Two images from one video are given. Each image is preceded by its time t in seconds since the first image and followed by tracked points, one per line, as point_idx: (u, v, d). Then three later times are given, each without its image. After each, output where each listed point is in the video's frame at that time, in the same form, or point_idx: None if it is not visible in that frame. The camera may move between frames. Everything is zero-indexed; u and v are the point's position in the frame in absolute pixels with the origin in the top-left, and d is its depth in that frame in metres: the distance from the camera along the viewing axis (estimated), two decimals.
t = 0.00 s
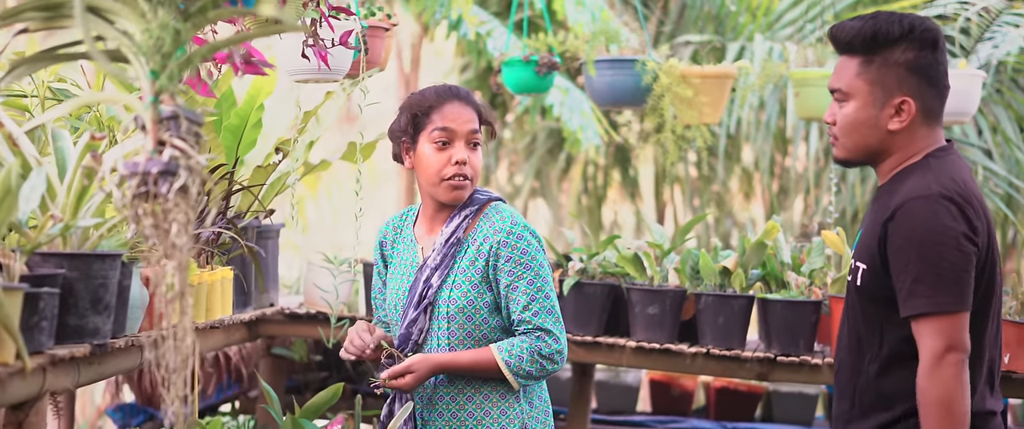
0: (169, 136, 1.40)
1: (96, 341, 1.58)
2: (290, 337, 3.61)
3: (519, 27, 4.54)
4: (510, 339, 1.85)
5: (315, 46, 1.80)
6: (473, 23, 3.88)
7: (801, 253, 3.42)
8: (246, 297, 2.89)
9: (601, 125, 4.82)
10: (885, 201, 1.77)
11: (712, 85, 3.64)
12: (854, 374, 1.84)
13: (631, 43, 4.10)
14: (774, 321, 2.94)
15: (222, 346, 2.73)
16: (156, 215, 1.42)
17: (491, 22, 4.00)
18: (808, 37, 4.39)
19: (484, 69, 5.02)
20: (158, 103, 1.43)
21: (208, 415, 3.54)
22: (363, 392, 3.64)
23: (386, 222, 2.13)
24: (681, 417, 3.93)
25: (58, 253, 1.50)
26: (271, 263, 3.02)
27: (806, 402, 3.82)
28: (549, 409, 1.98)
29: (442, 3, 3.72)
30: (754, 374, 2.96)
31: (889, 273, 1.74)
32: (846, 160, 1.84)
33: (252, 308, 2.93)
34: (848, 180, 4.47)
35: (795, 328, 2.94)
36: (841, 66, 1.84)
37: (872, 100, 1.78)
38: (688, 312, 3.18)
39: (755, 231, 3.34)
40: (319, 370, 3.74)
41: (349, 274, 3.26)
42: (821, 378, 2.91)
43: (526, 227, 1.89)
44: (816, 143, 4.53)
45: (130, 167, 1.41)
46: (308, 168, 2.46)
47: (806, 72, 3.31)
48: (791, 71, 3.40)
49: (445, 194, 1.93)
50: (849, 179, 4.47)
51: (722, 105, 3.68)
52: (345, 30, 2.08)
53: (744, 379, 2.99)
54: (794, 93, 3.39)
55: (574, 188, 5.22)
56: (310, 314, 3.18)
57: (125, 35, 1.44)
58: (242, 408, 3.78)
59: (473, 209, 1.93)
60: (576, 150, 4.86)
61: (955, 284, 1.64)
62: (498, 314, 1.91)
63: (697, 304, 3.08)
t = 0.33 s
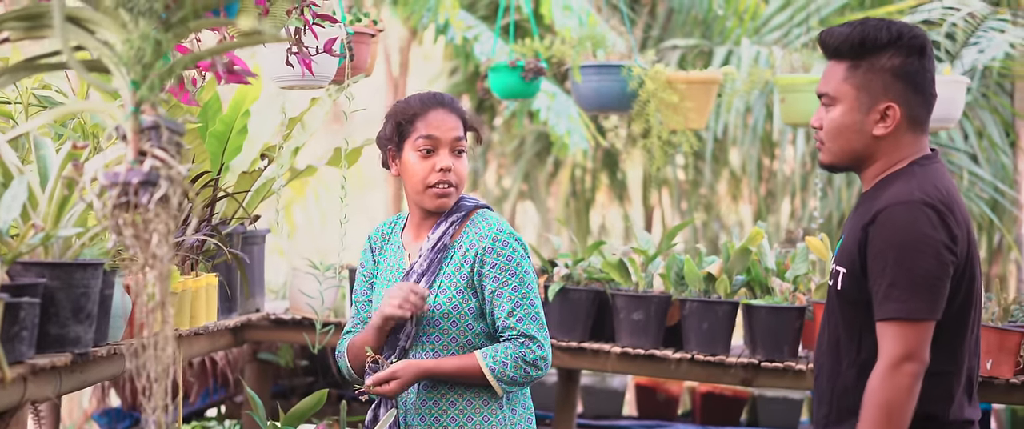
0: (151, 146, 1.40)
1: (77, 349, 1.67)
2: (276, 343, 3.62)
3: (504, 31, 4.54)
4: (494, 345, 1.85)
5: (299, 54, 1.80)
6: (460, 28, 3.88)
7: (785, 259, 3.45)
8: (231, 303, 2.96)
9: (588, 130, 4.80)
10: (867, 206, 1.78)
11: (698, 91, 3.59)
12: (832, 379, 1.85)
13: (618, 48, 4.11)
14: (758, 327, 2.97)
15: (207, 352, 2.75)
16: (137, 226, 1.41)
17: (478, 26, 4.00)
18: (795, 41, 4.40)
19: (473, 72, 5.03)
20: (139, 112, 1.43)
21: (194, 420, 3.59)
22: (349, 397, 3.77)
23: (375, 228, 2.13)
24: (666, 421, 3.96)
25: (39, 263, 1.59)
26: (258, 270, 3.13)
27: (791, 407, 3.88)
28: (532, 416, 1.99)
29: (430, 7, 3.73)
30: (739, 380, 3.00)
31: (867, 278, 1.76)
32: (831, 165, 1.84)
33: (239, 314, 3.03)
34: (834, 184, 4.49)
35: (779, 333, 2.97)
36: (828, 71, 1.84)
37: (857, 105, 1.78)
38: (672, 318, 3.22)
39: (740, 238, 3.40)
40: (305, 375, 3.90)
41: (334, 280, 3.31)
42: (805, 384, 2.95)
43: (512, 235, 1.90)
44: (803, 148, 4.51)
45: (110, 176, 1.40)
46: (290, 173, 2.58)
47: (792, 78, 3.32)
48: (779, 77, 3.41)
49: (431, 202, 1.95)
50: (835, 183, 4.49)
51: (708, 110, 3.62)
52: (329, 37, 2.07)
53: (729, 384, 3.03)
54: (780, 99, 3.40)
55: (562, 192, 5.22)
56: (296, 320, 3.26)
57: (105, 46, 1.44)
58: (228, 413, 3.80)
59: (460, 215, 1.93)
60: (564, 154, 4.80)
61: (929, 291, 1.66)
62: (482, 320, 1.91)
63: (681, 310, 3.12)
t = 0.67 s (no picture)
0: (126, 158, 1.36)
1: (53, 359, 1.76)
2: (259, 348, 3.66)
3: (488, 36, 4.53)
4: (479, 353, 1.86)
5: (278, 62, 1.80)
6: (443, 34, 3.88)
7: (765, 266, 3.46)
8: (212, 309, 3.01)
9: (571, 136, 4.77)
10: (848, 213, 1.78)
11: (680, 97, 3.62)
12: (810, 384, 1.86)
13: (603, 53, 4.11)
14: (739, 333, 3.01)
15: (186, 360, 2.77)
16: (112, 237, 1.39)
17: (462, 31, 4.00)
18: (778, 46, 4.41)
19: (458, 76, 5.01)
20: (116, 123, 1.38)
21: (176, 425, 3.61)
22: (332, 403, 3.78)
23: (362, 235, 2.13)
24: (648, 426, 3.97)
25: (15, 273, 1.68)
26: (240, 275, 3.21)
27: (772, 413, 3.86)
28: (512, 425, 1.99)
29: (414, 13, 3.73)
30: (719, 386, 3.02)
31: (846, 285, 1.76)
32: (814, 171, 1.84)
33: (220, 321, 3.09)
34: (817, 189, 4.50)
35: (759, 340, 3.00)
36: (814, 78, 1.85)
37: (841, 113, 1.79)
38: (654, 324, 3.24)
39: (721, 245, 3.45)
40: (287, 381, 3.90)
41: (316, 287, 3.35)
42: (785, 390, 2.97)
43: (496, 244, 1.90)
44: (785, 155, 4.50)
45: (86, 187, 1.37)
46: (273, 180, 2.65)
47: (773, 85, 3.32)
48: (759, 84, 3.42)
49: (414, 211, 1.95)
50: (818, 189, 4.50)
51: (689, 117, 3.66)
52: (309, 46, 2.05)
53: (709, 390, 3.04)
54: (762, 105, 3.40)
55: (546, 197, 5.22)
56: (277, 327, 3.27)
57: (82, 56, 1.40)
58: (209, 420, 3.84)
59: (444, 223, 1.93)
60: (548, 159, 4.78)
61: (906, 300, 1.66)
62: (465, 328, 1.92)
63: (663, 316, 3.15)
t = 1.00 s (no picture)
0: (102, 167, 1.31)
1: (31, 366, 2.01)
2: (240, 353, 3.65)
3: (469, 42, 4.52)
4: (453, 359, 1.86)
5: (259, 70, 1.82)
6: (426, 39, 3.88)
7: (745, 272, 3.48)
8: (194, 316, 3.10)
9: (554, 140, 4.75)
10: (829, 221, 1.79)
11: (660, 103, 3.61)
12: (793, 392, 1.86)
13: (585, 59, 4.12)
14: (719, 339, 3.02)
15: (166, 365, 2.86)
16: (90, 246, 1.34)
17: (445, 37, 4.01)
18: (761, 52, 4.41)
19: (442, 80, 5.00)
20: (91, 134, 1.32)
21: None
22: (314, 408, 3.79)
23: (354, 240, 2.15)
24: None
25: None
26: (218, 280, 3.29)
27: (752, 418, 3.88)
28: None
29: (395, 19, 3.72)
30: (699, 391, 3.02)
31: (828, 292, 1.77)
32: (795, 177, 1.85)
33: (201, 327, 3.16)
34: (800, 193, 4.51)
35: (739, 346, 3.01)
36: (798, 85, 1.85)
37: (824, 119, 1.79)
38: (634, 329, 3.26)
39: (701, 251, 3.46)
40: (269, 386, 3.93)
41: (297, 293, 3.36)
42: (765, 395, 2.98)
43: (473, 251, 1.90)
44: (766, 160, 4.49)
45: (61, 197, 1.31)
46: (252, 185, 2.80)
47: (754, 91, 3.32)
48: (740, 90, 3.40)
49: (390, 218, 1.96)
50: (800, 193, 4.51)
51: (670, 123, 3.64)
52: (288, 54, 2.07)
53: (689, 395, 3.05)
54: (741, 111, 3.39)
55: (529, 201, 5.20)
56: (259, 332, 3.31)
57: (58, 66, 1.34)
58: (191, 424, 3.85)
59: (424, 230, 1.94)
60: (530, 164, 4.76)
61: (889, 307, 1.67)
62: (443, 334, 1.92)
63: (643, 322, 3.16)
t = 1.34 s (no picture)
0: (78, 174, 1.28)
1: (7, 371, 2.22)
2: (221, 357, 3.67)
3: (451, 45, 4.51)
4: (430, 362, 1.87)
5: (236, 75, 1.86)
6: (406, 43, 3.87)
7: (723, 275, 3.50)
8: (173, 319, 3.15)
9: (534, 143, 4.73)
10: (807, 227, 1.80)
11: (640, 107, 3.62)
12: (772, 396, 1.88)
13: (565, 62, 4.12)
14: (697, 343, 3.03)
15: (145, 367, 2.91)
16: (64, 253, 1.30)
17: (426, 40, 4.00)
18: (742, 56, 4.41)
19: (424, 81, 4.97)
20: (66, 140, 1.29)
21: None
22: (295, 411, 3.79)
23: (343, 243, 2.14)
24: None
25: None
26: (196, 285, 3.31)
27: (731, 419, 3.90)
28: None
29: (376, 23, 3.70)
30: (679, 394, 3.04)
31: (806, 297, 1.78)
32: (773, 184, 1.86)
33: (179, 330, 3.18)
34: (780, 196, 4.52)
35: (717, 349, 3.02)
36: (775, 91, 1.86)
37: (802, 125, 1.80)
38: (614, 332, 3.27)
39: (681, 254, 3.47)
40: (249, 389, 3.93)
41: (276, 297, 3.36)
42: (743, 398, 3.00)
43: (452, 256, 1.91)
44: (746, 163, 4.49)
45: (35, 203, 1.27)
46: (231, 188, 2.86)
47: (733, 95, 3.34)
48: (718, 94, 3.42)
49: (367, 223, 1.96)
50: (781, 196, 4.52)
51: (649, 126, 3.66)
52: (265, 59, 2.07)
53: (668, 398, 3.08)
54: (722, 115, 3.41)
55: (511, 204, 5.18)
56: (238, 336, 3.32)
57: (33, 71, 1.31)
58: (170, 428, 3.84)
59: (405, 234, 1.94)
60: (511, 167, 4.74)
61: (864, 313, 1.68)
62: (421, 337, 1.93)
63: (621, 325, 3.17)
